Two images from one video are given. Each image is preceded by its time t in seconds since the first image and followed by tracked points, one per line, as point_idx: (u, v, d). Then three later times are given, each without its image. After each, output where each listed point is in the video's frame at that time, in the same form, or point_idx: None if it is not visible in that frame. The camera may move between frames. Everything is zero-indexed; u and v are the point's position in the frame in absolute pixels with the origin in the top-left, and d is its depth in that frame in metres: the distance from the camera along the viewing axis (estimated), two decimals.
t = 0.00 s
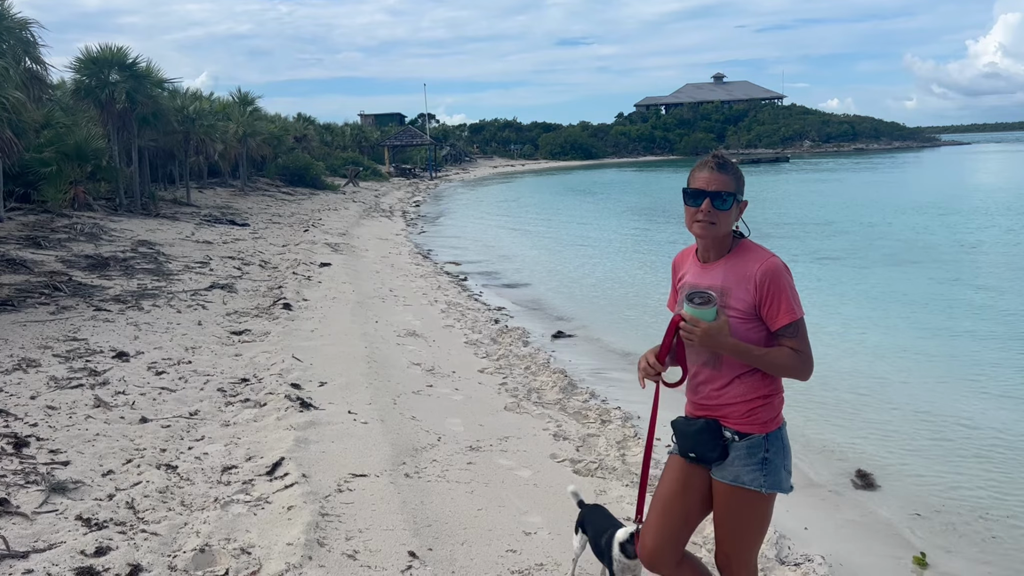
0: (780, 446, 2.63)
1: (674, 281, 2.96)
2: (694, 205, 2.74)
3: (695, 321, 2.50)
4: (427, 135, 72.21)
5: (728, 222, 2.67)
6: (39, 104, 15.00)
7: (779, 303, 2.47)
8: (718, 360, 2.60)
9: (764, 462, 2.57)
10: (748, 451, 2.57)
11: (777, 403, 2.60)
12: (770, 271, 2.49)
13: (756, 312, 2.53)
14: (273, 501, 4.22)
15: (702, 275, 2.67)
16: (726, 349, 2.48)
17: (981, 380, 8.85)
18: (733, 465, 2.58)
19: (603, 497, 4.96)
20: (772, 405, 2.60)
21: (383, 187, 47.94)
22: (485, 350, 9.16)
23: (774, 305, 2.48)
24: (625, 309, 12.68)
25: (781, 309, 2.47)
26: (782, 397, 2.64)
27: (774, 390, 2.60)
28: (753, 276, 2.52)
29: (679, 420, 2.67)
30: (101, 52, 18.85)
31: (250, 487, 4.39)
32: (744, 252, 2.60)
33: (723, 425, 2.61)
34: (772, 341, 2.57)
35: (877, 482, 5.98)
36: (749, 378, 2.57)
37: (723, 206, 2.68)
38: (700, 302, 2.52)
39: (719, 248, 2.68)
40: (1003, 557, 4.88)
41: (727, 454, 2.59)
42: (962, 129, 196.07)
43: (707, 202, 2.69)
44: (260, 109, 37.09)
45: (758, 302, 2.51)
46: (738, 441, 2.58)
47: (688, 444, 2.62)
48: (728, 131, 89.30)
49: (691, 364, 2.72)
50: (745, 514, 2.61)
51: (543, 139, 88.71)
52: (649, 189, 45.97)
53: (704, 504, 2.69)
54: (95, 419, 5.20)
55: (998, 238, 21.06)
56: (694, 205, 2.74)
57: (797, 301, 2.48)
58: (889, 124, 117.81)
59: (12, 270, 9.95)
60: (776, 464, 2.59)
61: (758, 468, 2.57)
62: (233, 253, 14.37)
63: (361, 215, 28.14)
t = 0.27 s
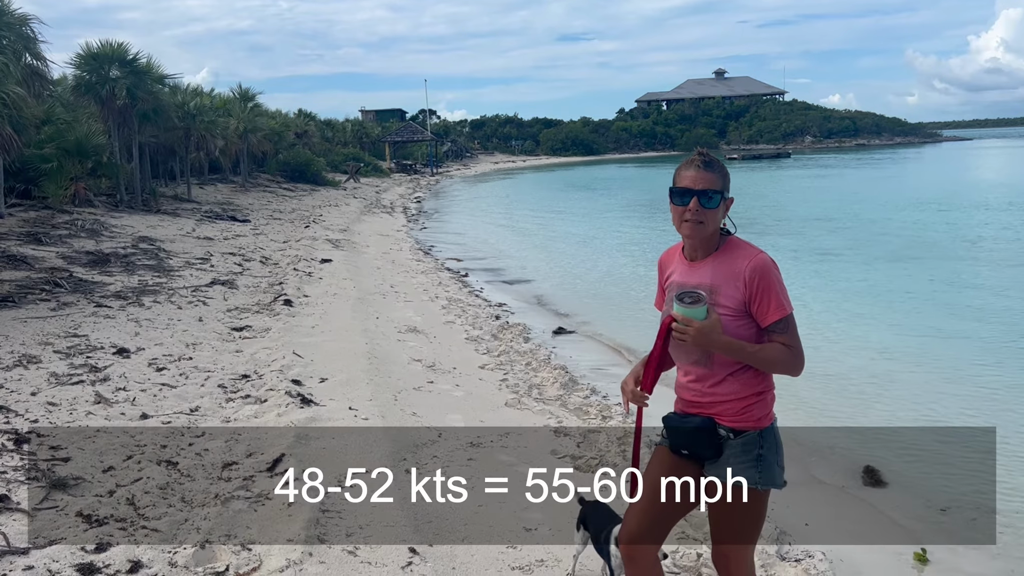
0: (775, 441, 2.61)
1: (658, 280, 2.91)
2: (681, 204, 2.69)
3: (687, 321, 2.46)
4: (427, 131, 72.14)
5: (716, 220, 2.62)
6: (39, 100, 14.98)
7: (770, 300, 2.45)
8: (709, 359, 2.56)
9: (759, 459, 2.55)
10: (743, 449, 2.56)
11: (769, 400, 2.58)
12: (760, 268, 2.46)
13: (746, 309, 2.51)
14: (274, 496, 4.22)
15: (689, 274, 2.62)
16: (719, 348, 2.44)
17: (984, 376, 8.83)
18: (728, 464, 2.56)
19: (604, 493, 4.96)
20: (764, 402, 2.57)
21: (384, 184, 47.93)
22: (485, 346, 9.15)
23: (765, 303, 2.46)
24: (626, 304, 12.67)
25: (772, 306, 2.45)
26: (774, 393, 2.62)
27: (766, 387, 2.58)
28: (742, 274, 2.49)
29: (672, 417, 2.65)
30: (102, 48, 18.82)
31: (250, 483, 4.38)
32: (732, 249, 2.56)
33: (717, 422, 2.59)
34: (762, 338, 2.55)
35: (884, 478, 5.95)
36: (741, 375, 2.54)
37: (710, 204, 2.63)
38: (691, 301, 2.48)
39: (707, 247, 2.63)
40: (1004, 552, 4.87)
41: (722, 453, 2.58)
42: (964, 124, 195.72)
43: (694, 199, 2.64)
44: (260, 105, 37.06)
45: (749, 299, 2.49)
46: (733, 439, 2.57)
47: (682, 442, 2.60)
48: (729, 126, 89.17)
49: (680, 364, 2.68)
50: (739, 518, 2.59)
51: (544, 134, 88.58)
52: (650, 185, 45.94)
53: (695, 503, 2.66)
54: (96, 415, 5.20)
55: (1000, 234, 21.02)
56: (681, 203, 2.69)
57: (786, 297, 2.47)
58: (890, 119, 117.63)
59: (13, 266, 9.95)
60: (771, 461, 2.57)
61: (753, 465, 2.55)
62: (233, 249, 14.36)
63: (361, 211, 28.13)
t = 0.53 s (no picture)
0: (747, 440, 2.62)
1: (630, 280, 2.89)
2: (650, 205, 2.66)
3: (659, 326, 2.44)
4: (429, 127, 72.05)
5: (684, 220, 2.60)
6: (39, 95, 14.95)
7: (741, 301, 2.43)
8: (681, 362, 2.55)
9: (734, 460, 2.57)
10: (717, 451, 2.56)
11: (743, 401, 2.58)
12: (731, 268, 2.44)
13: (718, 309, 2.49)
14: (274, 492, 4.22)
15: (660, 275, 2.60)
16: (692, 352, 2.43)
17: (984, 373, 8.81)
18: (704, 467, 2.56)
19: (603, 488, 4.95)
20: (738, 402, 2.57)
21: (385, 180, 47.88)
22: (486, 342, 9.14)
23: (736, 303, 2.44)
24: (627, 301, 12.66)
25: (743, 306, 2.44)
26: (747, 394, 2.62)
27: (740, 388, 2.58)
28: (712, 274, 2.47)
29: (646, 422, 2.61)
30: (102, 44, 18.77)
31: (249, 479, 4.38)
32: (702, 249, 2.54)
33: (691, 425, 2.56)
34: (735, 338, 2.54)
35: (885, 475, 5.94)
36: (715, 378, 2.53)
37: (678, 205, 2.60)
38: (663, 306, 2.46)
39: (678, 248, 2.60)
40: (1003, 548, 4.87)
41: (698, 456, 2.56)
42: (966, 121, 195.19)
43: (663, 201, 2.61)
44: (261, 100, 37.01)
45: (720, 300, 2.47)
46: (707, 442, 2.56)
47: (659, 446, 2.56)
48: (731, 122, 89.03)
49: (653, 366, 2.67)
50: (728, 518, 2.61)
51: (546, 131, 88.42)
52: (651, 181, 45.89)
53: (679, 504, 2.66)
54: (95, 411, 5.20)
55: (1003, 230, 20.97)
56: (650, 204, 2.65)
57: (757, 296, 2.46)
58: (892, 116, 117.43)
59: (13, 262, 9.94)
60: (745, 461, 2.59)
61: (727, 466, 2.56)
62: (234, 245, 14.35)
63: (363, 207, 28.10)
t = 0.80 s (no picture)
0: (717, 441, 2.58)
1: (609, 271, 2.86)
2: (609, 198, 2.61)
3: (609, 321, 2.46)
4: (430, 123, 71.97)
5: (646, 213, 2.54)
6: (40, 91, 14.93)
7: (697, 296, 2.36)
8: (643, 357, 2.52)
9: (701, 460, 2.53)
10: (686, 451, 2.52)
11: (713, 401, 2.53)
12: (686, 260, 2.37)
13: (679, 303, 2.43)
14: (274, 488, 4.22)
15: (624, 269, 2.56)
16: (643, 348, 2.42)
17: (985, 370, 8.81)
18: (672, 466, 2.54)
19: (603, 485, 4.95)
20: (708, 402, 2.53)
21: (386, 176, 47.86)
22: (486, 339, 9.14)
23: (693, 298, 2.37)
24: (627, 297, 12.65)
25: (701, 300, 2.36)
26: (718, 393, 2.57)
27: (709, 388, 2.53)
28: (670, 268, 2.41)
29: (617, 416, 2.63)
30: (102, 39, 18.72)
31: (249, 475, 4.38)
32: (663, 243, 2.48)
33: (660, 425, 2.54)
34: (698, 332, 2.47)
35: (883, 471, 5.97)
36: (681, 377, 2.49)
37: (635, 198, 2.53)
38: (612, 302, 2.47)
39: (639, 240, 2.55)
40: (1003, 546, 4.87)
41: (665, 454, 2.55)
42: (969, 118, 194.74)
43: (622, 193, 2.55)
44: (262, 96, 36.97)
45: (678, 295, 2.41)
46: (675, 442, 2.53)
47: (630, 444, 2.59)
48: (732, 119, 88.91)
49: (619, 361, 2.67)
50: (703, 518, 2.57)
51: (548, 127, 88.32)
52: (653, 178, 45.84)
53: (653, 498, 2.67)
54: (94, 407, 5.19)
55: (1004, 228, 20.95)
56: (610, 196, 2.59)
57: (716, 290, 2.36)
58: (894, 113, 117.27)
59: (13, 257, 9.94)
60: (714, 461, 2.55)
61: (694, 466, 2.53)
62: (235, 241, 14.35)
63: (364, 203, 28.09)
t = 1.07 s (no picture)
0: (703, 423, 2.53)
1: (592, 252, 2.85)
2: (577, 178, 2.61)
3: (568, 308, 2.50)
4: (432, 121, 71.91)
5: (614, 189, 2.51)
6: (42, 88, 14.91)
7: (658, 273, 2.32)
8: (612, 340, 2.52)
9: (689, 443, 2.47)
10: (672, 434, 2.47)
11: (697, 381, 2.51)
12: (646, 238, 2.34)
13: (647, 282, 2.39)
14: (274, 485, 4.21)
15: (595, 248, 2.55)
16: (604, 333, 2.44)
17: (986, 368, 8.80)
18: (658, 451, 2.47)
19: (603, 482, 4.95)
20: (693, 383, 2.50)
21: (388, 173, 47.84)
22: (487, 336, 9.13)
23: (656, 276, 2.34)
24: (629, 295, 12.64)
25: (663, 277, 2.32)
26: (702, 373, 2.53)
27: (693, 367, 2.49)
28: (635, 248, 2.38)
29: (599, 403, 2.56)
30: (104, 36, 18.70)
31: (249, 471, 4.38)
32: (628, 221, 2.45)
33: (645, 408, 2.48)
34: (668, 310, 2.42)
35: (877, 469, 5.95)
36: (662, 359, 2.45)
37: (600, 175, 2.51)
38: (571, 290, 2.52)
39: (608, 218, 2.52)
40: (1005, 545, 4.87)
41: (652, 438, 2.48)
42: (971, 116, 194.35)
43: (588, 171, 2.53)
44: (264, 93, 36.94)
45: (642, 274, 2.38)
46: (662, 425, 2.46)
47: (615, 430, 2.52)
48: (734, 117, 88.81)
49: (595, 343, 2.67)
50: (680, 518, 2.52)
51: (549, 125, 88.26)
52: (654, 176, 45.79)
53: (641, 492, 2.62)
54: (95, 403, 5.19)
55: (1007, 226, 20.91)
56: (577, 176, 2.59)
57: (684, 266, 2.29)
58: (896, 111, 117.07)
59: (15, 254, 9.93)
60: (701, 443, 2.50)
61: (682, 449, 2.47)
62: (236, 238, 14.34)
63: (365, 200, 28.09)
